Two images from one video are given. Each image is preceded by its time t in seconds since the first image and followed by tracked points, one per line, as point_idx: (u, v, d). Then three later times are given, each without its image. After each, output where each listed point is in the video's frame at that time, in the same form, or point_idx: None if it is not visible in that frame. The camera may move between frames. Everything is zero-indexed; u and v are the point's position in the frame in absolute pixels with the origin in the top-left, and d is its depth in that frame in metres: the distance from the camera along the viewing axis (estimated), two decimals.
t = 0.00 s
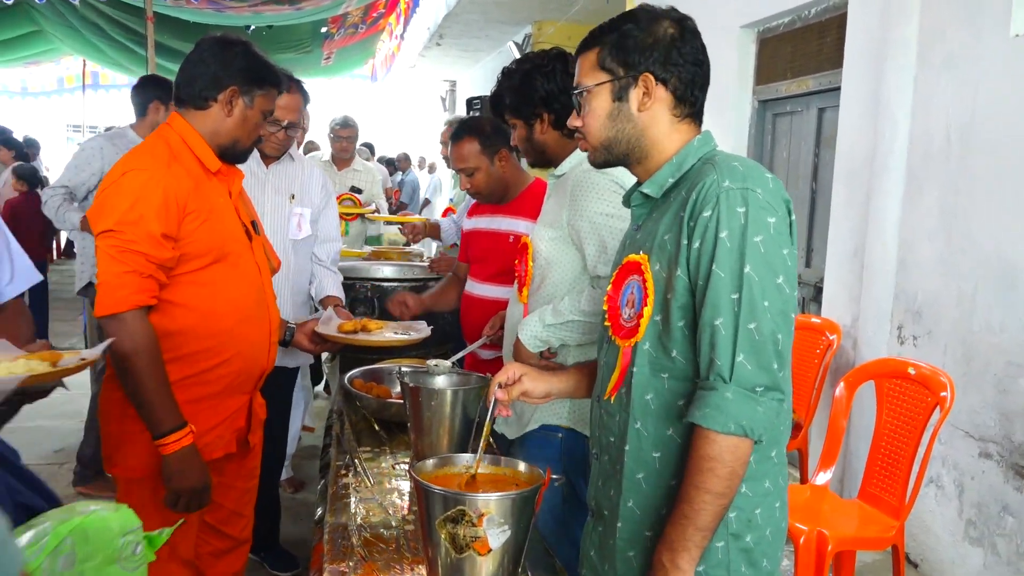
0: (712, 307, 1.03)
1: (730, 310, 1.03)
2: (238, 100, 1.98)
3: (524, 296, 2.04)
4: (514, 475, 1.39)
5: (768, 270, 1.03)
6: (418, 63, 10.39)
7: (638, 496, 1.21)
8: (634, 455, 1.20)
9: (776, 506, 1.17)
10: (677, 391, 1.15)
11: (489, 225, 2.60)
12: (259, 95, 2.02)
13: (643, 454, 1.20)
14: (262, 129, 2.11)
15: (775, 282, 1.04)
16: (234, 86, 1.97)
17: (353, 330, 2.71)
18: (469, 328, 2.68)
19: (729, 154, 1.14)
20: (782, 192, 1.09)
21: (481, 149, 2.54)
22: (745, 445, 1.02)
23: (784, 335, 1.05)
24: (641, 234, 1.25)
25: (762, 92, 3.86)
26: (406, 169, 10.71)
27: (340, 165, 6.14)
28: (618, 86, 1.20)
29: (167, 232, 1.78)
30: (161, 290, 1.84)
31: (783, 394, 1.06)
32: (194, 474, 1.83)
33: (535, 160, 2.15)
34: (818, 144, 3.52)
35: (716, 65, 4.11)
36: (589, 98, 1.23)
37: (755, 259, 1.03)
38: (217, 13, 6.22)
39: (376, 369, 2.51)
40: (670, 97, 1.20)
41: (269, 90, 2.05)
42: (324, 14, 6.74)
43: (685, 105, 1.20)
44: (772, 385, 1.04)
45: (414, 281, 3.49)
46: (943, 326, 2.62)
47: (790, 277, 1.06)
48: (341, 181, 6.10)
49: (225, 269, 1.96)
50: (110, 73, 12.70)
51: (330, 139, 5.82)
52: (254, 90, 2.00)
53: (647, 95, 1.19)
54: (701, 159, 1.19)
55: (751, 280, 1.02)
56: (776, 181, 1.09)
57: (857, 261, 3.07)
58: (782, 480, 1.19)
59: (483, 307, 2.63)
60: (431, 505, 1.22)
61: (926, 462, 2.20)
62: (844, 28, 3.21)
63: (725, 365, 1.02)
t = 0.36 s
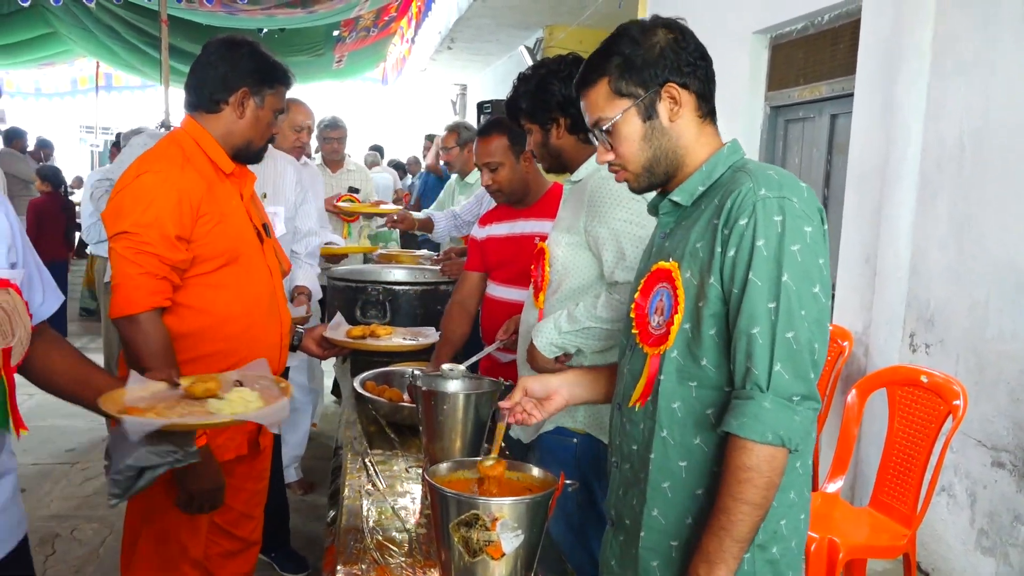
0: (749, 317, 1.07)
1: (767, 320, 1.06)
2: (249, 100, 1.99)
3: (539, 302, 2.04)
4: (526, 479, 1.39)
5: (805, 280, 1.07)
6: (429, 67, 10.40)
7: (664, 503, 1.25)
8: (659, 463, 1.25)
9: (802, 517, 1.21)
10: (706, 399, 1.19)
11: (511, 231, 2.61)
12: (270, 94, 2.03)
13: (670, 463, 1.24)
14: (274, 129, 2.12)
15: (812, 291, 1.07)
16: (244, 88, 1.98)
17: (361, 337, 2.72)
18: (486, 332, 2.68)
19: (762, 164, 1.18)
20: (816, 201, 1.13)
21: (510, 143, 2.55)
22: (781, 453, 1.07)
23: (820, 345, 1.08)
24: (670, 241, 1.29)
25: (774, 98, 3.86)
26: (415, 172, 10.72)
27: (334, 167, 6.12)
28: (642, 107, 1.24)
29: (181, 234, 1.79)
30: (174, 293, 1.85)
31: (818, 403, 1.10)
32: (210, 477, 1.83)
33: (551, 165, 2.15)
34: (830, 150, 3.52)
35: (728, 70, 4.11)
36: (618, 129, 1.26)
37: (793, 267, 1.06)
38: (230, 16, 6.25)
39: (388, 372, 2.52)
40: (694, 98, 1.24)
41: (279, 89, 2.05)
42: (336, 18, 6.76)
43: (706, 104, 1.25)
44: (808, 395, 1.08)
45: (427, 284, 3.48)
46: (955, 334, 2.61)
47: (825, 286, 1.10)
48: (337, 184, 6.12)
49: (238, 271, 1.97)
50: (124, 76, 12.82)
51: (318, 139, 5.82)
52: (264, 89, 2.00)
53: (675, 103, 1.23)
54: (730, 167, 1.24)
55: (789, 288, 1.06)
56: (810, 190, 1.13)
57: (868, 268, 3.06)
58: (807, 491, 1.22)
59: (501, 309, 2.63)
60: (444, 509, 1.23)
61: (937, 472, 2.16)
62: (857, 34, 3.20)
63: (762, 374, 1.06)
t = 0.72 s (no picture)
0: (779, 342, 1.08)
1: (798, 345, 1.07)
2: (284, 110, 2.03)
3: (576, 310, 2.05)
4: (563, 486, 1.40)
5: (838, 304, 1.07)
6: (456, 76, 10.47)
7: (702, 522, 1.27)
8: (697, 482, 1.27)
9: (846, 533, 1.23)
10: (740, 420, 1.21)
11: (543, 239, 2.63)
12: (304, 103, 2.07)
13: (707, 482, 1.26)
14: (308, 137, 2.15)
15: (845, 315, 1.07)
16: (279, 97, 2.01)
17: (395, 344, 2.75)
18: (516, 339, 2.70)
19: (793, 181, 1.18)
20: (849, 219, 1.13)
21: (550, 149, 2.61)
22: (816, 480, 1.07)
23: (854, 369, 1.08)
24: (704, 258, 1.31)
25: (805, 107, 3.85)
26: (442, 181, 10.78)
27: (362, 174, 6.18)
28: (660, 129, 1.26)
29: (220, 242, 1.83)
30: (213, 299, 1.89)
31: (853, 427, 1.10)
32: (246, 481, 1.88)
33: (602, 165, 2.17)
34: (861, 159, 3.50)
35: (758, 79, 4.10)
36: (640, 156, 1.28)
37: (824, 292, 1.06)
38: (262, 27, 6.34)
39: (420, 379, 2.54)
40: (712, 110, 1.25)
41: (312, 97, 2.09)
42: (366, 28, 6.83)
43: (725, 113, 1.26)
44: (842, 420, 1.08)
45: (459, 292, 3.50)
46: (991, 345, 2.58)
47: (859, 308, 1.09)
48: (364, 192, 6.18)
49: (276, 278, 2.00)
50: (157, 87, 13.05)
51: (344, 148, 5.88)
52: (298, 98, 2.04)
53: (694, 120, 1.25)
54: (762, 180, 1.25)
55: (820, 313, 1.06)
56: (843, 209, 1.13)
57: (901, 277, 3.04)
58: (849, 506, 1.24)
59: (533, 317, 2.64)
60: (483, 514, 1.25)
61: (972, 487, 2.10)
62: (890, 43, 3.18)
63: (793, 402, 1.07)
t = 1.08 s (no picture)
0: (806, 359, 1.09)
1: (824, 363, 1.08)
2: (321, 120, 2.07)
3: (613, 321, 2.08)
4: (593, 491, 1.43)
5: (867, 324, 1.08)
6: (482, 84, 10.54)
7: (725, 530, 1.29)
8: (722, 490, 1.29)
9: (869, 546, 1.24)
10: (766, 432, 1.22)
11: (568, 245, 2.67)
12: (341, 114, 2.11)
13: (731, 490, 1.28)
14: (344, 146, 2.18)
15: (874, 334, 1.08)
16: (315, 107, 2.05)
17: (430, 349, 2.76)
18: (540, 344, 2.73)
19: (827, 197, 1.19)
20: (882, 238, 1.14)
21: (579, 159, 2.63)
22: (834, 497, 1.08)
23: (880, 389, 1.09)
24: (736, 267, 1.32)
25: (833, 117, 3.84)
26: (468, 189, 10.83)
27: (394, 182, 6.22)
28: (693, 137, 1.28)
29: (259, 248, 1.87)
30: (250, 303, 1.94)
31: (876, 446, 1.11)
32: (277, 481, 1.94)
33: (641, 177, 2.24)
34: (890, 170, 3.48)
35: (786, 88, 4.10)
36: (673, 161, 1.31)
37: (853, 310, 1.07)
38: (292, 36, 6.43)
39: (447, 385, 2.57)
40: (746, 119, 1.26)
41: (349, 108, 2.13)
42: (394, 37, 6.90)
43: (761, 123, 1.27)
44: (864, 439, 1.10)
45: (485, 298, 3.53)
46: (1021, 358, 2.56)
47: (889, 328, 1.10)
48: (397, 199, 6.19)
49: (312, 283, 2.03)
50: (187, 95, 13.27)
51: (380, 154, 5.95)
52: (336, 109, 2.08)
53: (727, 128, 1.26)
54: (795, 194, 1.26)
55: (848, 333, 1.07)
56: (876, 227, 1.14)
57: (930, 288, 3.02)
58: (872, 519, 1.25)
59: (556, 324, 2.67)
60: (515, 517, 1.27)
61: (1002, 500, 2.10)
62: (919, 53, 3.17)
63: (816, 420, 1.08)
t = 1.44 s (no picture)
0: (834, 367, 1.10)
1: (852, 370, 1.09)
2: (353, 123, 2.10)
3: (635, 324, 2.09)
4: (618, 493, 1.45)
5: (894, 331, 1.09)
6: (505, 87, 10.58)
7: (746, 537, 1.30)
8: (743, 498, 1.30)
9: (889, 548, 1.25)
10: (788, 439, 1.23)
11: (593, 252, 2.70)
12: (373, 117, 2.13)
13: (752, 497, 1.29)
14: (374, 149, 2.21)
15: (901, 341, 1.10)
16: (348, 111, 2.08)
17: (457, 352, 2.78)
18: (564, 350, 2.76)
19: (848, 206, 1.21)
20: (903, 245, 1.15)
21: (613, 172, 2.55)
22: (864, 503, 1.10)
23: (908, 396, 1.10)
24: (754, 277, 1.34)
25: (859, 122, 3.84)
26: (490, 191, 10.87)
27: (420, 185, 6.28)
28: (707, 145, 1.29)
29: (292, 250, 1.90)
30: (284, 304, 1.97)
31: (903, 452, 1.12)
32: (310, 477, 1.97)
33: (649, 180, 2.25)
34: (916, 176, 3.47)
35: (811, 94, 4.09)
36: (686, 169, 1.32)
37: (880, 318, 1.09)
38: (318, 39, 6.50)
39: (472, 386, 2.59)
40: (761, 128, 1.28)
41: (381, 111, 2.16)
42: (418, 40, 6.95)
43: (775, 132, 1.29)
44: (893, 445, 1.11)
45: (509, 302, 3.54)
46: None
47: (915, 334, 1.11)
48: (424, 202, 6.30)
49: (343, 285, 2.06)
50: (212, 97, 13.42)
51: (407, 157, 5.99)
52: (367, 112, 2.11)
53: (741, 137, 1.28)
54: (814, 203, 1.28)
55: (876, 340, 1.08)
56: (898, 235, 1.15)
57: (955, 295, 3.00)
58: (892, 522, 1.26)
59: (577, 329, 2.69)
60: (543, 518, 1.29)
61: None
62: (947, 59, 3.15)
63: (846, 426, 1.09)
